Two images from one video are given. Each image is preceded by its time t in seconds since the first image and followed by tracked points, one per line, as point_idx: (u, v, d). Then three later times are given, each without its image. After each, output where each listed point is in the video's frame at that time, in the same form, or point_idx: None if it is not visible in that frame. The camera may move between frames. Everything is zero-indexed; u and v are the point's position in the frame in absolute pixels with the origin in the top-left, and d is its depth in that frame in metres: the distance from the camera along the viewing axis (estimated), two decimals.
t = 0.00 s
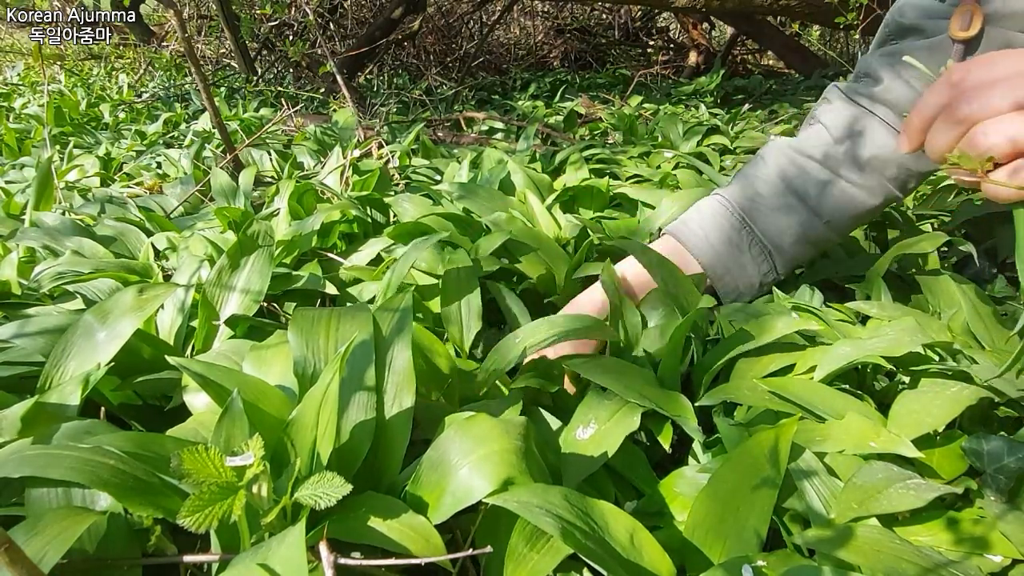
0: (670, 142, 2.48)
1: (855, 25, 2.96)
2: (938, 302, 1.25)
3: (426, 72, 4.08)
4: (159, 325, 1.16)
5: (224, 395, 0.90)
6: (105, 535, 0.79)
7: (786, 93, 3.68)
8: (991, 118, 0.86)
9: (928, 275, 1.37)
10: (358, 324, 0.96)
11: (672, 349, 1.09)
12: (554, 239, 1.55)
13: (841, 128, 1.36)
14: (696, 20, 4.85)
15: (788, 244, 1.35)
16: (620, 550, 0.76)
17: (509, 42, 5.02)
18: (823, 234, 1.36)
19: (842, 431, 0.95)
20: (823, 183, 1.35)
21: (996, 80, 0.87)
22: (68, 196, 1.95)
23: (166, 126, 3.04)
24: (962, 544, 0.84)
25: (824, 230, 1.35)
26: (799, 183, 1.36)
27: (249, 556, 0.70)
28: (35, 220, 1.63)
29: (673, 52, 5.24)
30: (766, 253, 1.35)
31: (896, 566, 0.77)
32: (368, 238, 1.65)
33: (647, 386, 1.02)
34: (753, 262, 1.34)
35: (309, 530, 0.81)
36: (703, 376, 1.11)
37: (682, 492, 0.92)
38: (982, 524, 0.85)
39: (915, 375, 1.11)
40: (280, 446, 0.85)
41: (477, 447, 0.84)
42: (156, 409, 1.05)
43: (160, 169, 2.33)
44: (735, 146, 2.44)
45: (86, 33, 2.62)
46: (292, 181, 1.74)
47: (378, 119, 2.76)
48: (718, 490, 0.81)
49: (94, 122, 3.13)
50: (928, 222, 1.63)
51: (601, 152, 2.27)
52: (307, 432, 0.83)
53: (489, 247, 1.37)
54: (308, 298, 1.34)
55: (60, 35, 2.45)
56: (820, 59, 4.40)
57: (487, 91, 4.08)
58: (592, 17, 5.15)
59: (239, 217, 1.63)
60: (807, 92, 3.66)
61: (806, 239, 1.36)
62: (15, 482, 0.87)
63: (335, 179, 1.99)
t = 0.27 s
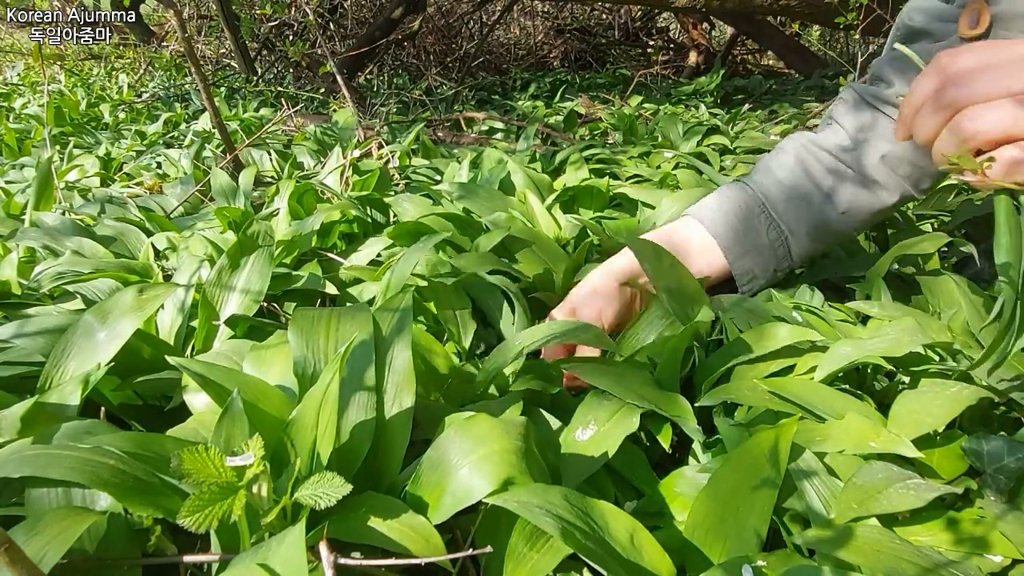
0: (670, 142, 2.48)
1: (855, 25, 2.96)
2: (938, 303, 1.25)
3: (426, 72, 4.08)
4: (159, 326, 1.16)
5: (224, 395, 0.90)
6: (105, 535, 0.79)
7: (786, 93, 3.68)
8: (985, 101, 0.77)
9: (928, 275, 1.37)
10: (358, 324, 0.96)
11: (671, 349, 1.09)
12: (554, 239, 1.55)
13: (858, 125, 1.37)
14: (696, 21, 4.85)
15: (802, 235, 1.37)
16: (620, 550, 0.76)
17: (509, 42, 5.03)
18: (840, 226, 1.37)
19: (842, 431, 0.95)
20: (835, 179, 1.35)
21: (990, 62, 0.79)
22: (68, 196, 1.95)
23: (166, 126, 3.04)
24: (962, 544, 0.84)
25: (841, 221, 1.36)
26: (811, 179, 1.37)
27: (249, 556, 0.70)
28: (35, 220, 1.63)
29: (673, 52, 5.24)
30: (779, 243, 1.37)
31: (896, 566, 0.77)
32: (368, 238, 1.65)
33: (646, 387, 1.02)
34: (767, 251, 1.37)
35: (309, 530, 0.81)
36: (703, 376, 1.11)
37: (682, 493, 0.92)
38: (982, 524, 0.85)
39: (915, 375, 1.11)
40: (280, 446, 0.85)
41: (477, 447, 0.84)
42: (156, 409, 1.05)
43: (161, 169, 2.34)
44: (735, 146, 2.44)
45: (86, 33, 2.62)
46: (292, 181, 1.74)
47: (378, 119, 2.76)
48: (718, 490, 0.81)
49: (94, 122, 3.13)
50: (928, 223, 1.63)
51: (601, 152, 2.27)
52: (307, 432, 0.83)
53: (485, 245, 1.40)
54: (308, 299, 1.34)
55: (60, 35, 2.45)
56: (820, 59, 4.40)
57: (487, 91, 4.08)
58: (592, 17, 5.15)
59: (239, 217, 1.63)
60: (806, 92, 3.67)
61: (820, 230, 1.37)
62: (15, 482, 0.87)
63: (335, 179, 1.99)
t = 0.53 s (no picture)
0: (670, 142, 2.48)
1: (855, 26, 2.96)
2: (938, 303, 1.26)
3: (426, 72, 4.08)
4: (159, 325, 1.16)
5: (224, 395, 0.90)
6: (105, 535, 0.79)
7: (786, 93, 3.68)
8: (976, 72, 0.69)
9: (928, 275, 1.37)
10: (358, 324, 0.96)
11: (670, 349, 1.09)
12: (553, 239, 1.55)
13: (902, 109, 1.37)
14: (696, 21, 4.85)
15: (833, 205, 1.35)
16: (620, 550, 0.76)
17: (509, 42, 5.03)
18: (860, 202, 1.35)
19: (842, 431, 0.95)
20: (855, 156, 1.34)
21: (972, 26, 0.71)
22: (67, 196, 1.95)
23: (166, 126, 3.04)
24: (962, 544, 0.84)
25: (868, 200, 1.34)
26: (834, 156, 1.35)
27: (249, 556, 0.70)
28: (35, 220, 1.63)
29: (673, 52, 5.24)
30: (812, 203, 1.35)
31: (896, 566, 0.77)
32: (368, 238, 1.65)
33: (646, 387, 1.02)
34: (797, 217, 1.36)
35: (309, 530, 0.81)
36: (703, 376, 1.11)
37: (682, 493, 0.92)
38: (982, 523, 0.85)
39: (914, 375, 1.11)
40: (280, 446, 0.85)
41: (477, 447, 0.84)
42: (156, 409, 1.05)
43: (161, 169, 2.34)
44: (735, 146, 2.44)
45: (86, 33, 2.62)
46: (292, 181, 1.74)
47: (378, 119, 2.77)
48: (718, 490, 0.81)
49: (94, 122, 3.13)
50: (928, 223, 1.64)
51: (601, 153, 2.27)
52: (307, 432, 0.83)
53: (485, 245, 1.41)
54: (308, 298, 1.34)
55: (60, 35, 2.45)
56: (820, 60, 4.40)
57: (487, 91, 4.08)
58: (592, 17, 5.15)
59: (239, 217, 1.63)
60: (806, 92, 3.67)
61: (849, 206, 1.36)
62: (15, 482, 0.88)
63: (335, 179, 1.99)
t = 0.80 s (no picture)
0: (670, 142, 2.48)
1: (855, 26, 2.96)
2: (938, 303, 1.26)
3: (426, 72, 4.08)
4: (159, 326, 1.16)
5: (224, 395, 0.90)
6: (105, 535, 0.79)
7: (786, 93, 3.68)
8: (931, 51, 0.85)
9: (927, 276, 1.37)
10: (358, 324, 0.96)
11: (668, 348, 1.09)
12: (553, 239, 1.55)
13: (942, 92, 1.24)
14: (696, 21, 4.86)
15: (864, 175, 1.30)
16: (620, 550, 0.76)
17: (509, 42, 5.03)
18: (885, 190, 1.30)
19: (842, 431, 0.95)
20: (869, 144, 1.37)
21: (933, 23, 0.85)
22: (67, 196, 1.95)
23: (165, 126, 3.04)
24: (961, 544, 0.84)
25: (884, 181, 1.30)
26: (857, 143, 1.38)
27: (249, 556, 0.70)
28: (35, 220, 1.63)
29: (673, 52, 5.25)
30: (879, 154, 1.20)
31: (896, 566, 0.77)
32: (368, 238, 1.65)
33: (646, 386, 1.02)
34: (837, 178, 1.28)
35: (309, 530, 0.81)
36: (702, 375, 1.11)
37: (682, 493, 0.92)
38: (982, 523, 0.85)
39: (914, 375, 1.11)
40: (280, 446, 0.85)
41: (477, 447, 0.84)
42: (156, 409, 1.05)
43: (161, 169, 2.34)
44: (734, 146, 2.44)
45: (86, 33, 2.62)
46: (292, 181, 1.74)
47: (378, 119, 2.77)
48: (718, 490, 0.81)
49: (94, 122, 3.13)
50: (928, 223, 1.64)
51: (601, 152, 2.28)
52: (307, 432, 0.83)
53: (485, 245, 1.41)
54: (308, 298, 1.33)
55: (60, 35, 2.45)
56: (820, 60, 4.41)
57: (487, 91, 4.08)
58: (592, 17, 5.15)
59: (239, 217, 1.63)
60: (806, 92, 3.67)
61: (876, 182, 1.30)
62: (15, 482, 0.88)
63: (335, 179, 1.99)
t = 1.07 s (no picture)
0: (670, 142, 2.48)
1: (855, 26, 2.96)
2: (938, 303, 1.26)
3: (426, 72, 4.08)
4: (159, 326, 1.16)
5: (224, 395, 0.90)
6: (105, 535, 0.79)
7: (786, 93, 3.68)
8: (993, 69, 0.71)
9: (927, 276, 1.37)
10: (358, 324, 0.96)
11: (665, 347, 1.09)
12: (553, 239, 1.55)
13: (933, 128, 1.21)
14: (697, 21, 4.86)
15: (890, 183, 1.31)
16: (620, 550, 0.76)
17: (509, 42, 5.03)
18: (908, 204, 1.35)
19: (842, 431, 0.95)
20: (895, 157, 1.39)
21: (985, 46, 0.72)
22: (67, 196, 1.95)
23: (166, 126, 3.04)
24: (962, 544, 0.84)
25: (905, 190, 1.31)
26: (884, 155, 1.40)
27: (249, 556, 0.70)
28: (35, 220, 1.63)
29: (673, 52, 5.25)
30: (912, 167, 1.15)
31: (896, 566, 0.77)
32: (368, 238, 1.65)
33: (646, 386, 1.02)
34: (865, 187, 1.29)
35: (309, 530, 0.81)
36: (703, 374, 1.11)
37: (682, 492, 0.92)
38: (982, 522, 0.85)
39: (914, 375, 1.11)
40: (280, 446, 0.85)
41: (477, 447, 0.84)
42: (156, 409, 1.05)
43: (161, 169, 2.34)
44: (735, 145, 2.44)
45: (86, 33, 2.62)
46: (292, 181, 1.74)
47: (378, 119, 2.77)
48: (718, 490, 0.81)
49: (94, 122, 3.13)
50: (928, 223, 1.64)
51: (601, 153, 2.28)
52: (307, 432, 0.83)
53: (485, 245, 1.41)
54: (308, 298, 1.33)
55: (59, 35, 2.45)
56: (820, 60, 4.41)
57: (487, 91, 4.08)
58: (592, 18, 5.15)
59: (239, 217, 1.63)
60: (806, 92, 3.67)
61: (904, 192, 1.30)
62: (15, 482, 0.88)
63: (335, 179, 1.98)
